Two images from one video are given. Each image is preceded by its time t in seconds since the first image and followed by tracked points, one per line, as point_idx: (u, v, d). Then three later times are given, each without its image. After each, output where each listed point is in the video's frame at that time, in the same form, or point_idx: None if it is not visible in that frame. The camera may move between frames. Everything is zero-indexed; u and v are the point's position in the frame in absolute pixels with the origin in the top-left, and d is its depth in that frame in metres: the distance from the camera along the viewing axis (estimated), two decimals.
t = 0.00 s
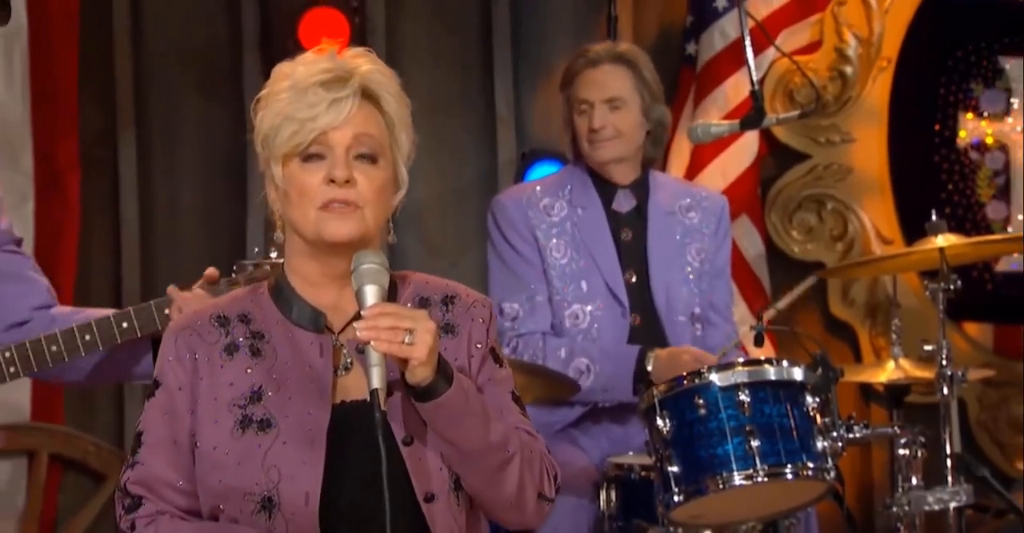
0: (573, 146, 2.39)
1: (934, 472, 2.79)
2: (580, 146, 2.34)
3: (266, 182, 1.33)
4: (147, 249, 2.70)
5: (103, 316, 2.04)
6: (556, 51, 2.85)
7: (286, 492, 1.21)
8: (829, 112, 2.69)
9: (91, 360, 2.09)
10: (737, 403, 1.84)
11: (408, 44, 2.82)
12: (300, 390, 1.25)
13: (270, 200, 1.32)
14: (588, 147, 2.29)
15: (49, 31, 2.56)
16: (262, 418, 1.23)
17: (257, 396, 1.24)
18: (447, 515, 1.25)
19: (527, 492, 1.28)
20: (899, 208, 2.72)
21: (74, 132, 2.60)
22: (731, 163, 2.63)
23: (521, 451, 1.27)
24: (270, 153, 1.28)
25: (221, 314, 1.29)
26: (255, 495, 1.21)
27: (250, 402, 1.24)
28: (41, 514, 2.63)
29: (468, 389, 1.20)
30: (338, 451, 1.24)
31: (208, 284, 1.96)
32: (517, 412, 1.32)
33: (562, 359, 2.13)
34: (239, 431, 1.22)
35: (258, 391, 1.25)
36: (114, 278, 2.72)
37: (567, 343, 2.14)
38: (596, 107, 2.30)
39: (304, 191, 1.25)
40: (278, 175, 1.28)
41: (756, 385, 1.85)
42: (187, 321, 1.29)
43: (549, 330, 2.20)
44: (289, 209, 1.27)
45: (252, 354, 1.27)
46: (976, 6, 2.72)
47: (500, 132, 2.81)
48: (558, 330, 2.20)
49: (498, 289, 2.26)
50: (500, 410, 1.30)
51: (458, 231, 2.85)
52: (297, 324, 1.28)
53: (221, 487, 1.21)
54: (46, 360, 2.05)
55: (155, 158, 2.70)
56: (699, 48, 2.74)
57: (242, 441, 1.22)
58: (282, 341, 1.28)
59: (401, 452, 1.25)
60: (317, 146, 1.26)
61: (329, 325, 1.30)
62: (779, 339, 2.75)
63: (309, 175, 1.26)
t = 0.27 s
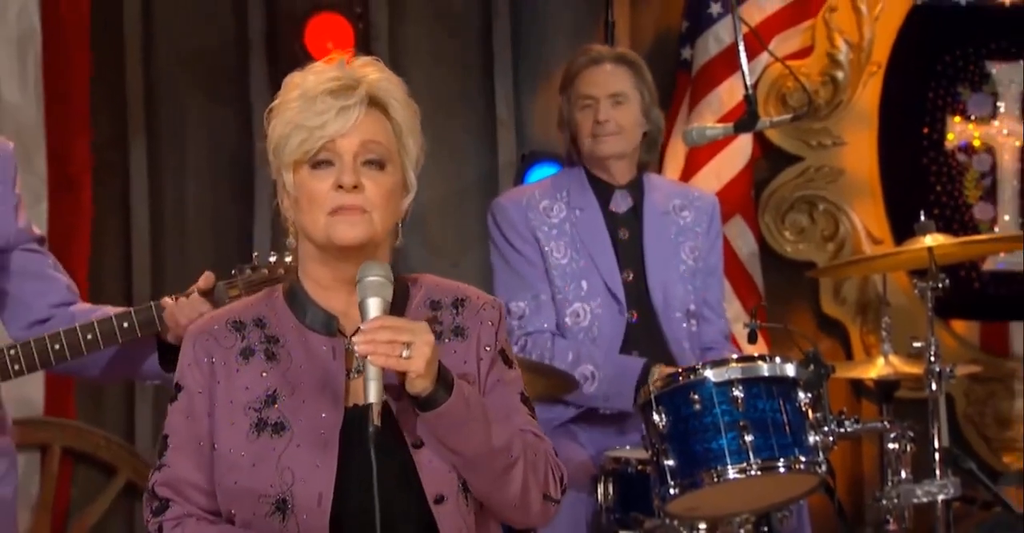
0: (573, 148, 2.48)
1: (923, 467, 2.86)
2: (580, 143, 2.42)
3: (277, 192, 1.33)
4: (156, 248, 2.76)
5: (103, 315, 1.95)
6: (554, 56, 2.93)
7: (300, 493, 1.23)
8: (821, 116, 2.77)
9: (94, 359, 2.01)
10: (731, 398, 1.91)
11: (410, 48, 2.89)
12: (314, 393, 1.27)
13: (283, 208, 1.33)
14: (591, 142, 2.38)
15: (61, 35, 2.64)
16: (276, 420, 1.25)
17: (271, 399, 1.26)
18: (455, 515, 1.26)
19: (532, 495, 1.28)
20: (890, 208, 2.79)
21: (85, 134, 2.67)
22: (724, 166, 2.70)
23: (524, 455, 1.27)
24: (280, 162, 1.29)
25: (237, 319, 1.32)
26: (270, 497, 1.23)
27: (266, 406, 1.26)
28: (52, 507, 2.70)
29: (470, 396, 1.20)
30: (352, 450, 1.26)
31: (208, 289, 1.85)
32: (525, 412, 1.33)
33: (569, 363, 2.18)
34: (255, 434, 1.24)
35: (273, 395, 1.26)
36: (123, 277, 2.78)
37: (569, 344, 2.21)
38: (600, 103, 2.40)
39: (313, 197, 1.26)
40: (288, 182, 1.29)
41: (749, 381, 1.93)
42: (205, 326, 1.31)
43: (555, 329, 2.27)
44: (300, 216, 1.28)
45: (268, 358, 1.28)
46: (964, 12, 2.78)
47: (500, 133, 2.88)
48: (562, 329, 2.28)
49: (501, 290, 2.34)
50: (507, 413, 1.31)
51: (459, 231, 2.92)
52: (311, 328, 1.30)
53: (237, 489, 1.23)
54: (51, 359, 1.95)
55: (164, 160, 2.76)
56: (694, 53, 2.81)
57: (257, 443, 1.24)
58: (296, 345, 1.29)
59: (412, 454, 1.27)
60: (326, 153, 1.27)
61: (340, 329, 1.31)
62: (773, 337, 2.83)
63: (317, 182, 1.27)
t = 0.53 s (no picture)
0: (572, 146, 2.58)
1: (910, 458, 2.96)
2: (582, 141, 2.52)
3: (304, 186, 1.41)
4: (168, 245, 2.85)
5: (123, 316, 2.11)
6: (552, 62, 3.03)
7: (319, 475, 1.31)
8: (811, 119, 2.86)
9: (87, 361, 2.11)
10: (724, 392, 2.01)
11: (414, 53, 2.99)
12: (333, 380, 1.36)
13: (309, 204, 1.41)
14: (593, 139, 2.48)
15: (76, 40, 2.74)
16: (299, 407, 1.33)
17: (294, 386, 1.34)
18: (469, 496, 1.32)
19: (543, 480, 1.33)
20: (877, 208, 2.89)
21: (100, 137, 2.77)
22: (717, 168, 2.81)
23: (535, 441, 1.33)
24: (306, 158, 1.37)
25: (264, 311, 1.40)
26: (291, 479, 1.30)
27: (289, 392, 1.34)
28: (69, 496, 2.79)
29: (477, 385, 1.27)
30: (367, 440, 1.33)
31: (203, 293, 2.12)
32: (542, 399, 1.39)
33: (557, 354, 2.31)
34: (278, 419, 1.32)
35: (296, 381, 1.35)
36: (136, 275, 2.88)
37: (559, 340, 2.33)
38: (606, 99, 2.49)
39: (335, 193, 1.33)
40: (314, 178, 1.37)
41: (741, 375, 2.03)
42: (234, 316, 1.40)
43: (547, 324, 2.37)
44: (321, 211, 1.36)
45: (292, 347, 1.37)
46: (949, 19, 2.86)
47: (500, 133, 2.97)
48: (555, 325, 2.37)
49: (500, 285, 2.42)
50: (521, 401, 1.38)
51: (461, 231, 3.02)
52: (333, 318, 1.39)
53: (261, 471, 1.31)
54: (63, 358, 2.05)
55: (175, 162, 2.86)
56: (687, 58, 2.91)
57: (280, 428, 1.32)
58: (320, 335, 1.38)
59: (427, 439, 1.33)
60: (348, 150, 1.35)
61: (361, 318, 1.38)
62: (764, 333, 2.93)
63: (339, 177, 1.34)
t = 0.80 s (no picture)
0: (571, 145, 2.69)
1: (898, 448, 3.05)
2: (583, 140, 2.61)
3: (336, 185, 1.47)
4: (179, 243, 2.96)
5: (152, 309, 2.24)
6: (551, 65, 3.13)
7: (338, 464, 1.37)
8: (802, 120, 2.95)
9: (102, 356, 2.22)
10: (717, 384, 2.12)
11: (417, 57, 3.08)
12: (356, 372, 1.42)
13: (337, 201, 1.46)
14: (593, 140, 2.58)
15: (91, 45, 2.83)
16: (322, 398, 1.40)
17: (319, 379, 1.41)
18: (487, 482, 1.38)
19: (566, 466, 1.40)
20: (865, 206, 2.99)
21: (114, 138, 2.87)
22: (710, 167, 2.90)
23: (561, 425, 1.39)
24: (335, 158, 1.43)
25: (295, 306, 1.48)
26: (313, 468, 1.38)
27: (314, 384, 1.41)
28: (84, 486, 2.89)
29: (509, 366, 1.34)
30: (389, 417, 1.41)
31: (231, 289, 2.29)
32: (564, 391, 1.44)
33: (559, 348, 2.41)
34: (303, 410, 1.40)
35: (321, 374, 1.42)
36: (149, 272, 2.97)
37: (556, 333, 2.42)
38: (606, 100, 2.60)
39: (361, 191, 1.39)
40: (343, 176, 1.42)
41: (734, 367, 2.14)
42: (268, 312, 1.48)
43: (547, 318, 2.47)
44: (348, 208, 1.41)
45: (320, 340, 1.44)
46: (934, 23, 2.97)
47: (500, 133, 3.07)
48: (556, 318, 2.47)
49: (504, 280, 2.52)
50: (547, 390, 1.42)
51: (463, 228, 3.12)
52: (361, 313, 1.44)
53: (286, 459, 1.38)
54: (100, 345, 2.18)
55: (187, 162, 2.96)
56: (682, 61, 3.02)
57: (304, 419, 1.39)
58: (347, 329, 1.44)
59: (446, 427, 1.40)
60: (374, 149, 1.40)
61: (387, 312, 1.45)
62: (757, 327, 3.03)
63: (365, 176, 1.39)
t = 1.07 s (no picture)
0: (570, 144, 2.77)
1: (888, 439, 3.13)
2: (582, 138, 2.70)
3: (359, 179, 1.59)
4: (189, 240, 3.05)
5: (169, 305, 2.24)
6: (550, 66, 3.21)
7: (346, 452, 1.49)
8: (793, 119, 3.05)
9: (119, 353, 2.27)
10: (711, 376, 2.22)
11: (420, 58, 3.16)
12: (369, 364, 1.54)
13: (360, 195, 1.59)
14: (592, 139, 2.67)
15: (102, 47, 2.92)
16: (335, 387, 1.52)
17: (333, 368, 1.53)
18: (492, 473, 1.48)
19: (580, 455, 1.50)
20: (855, 203, 3.07)
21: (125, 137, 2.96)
22: (705, 164, 3.00)
23: (577, 416, 1.50)
24: (358, 154, 1.55)
25: (316, 298, 1.60)
26: (324, 455, 1.50)
27: (328, 374, 1.53)
28: (96, 475, 2.97)
29: (535, 355, 1.46)
30: (398, 400, 1.52)
31: (244, 288, 2.24)
32: (577, 386, 1.55)
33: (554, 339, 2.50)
34: (317, 398, 1.52)
35: (335, 364, 1.54)
36: (159, 267, 3.06)
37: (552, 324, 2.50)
38: (603, 99, 2.69)
39: (382, 186, 1.51)
40: (365, 172, 1.55)
41: (728, 359, 2.24)
42: (290, 303, 1.60)
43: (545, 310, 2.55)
44: (370, 202, 1.54)
45: (336, 332, 1.56)
46: (923, 25, 3.05)
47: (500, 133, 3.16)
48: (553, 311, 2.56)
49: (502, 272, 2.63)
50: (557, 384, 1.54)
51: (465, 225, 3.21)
52: (378, 306, 1.57)
53: (300, 444, 1.51)
54: (121, 342, 2.22)
55: (196, 160, 3.04)
56: (677, 62, 3.10)
57: (318, 407, 1.51)
58: (363, 321, 1.57)
59: (453, 418, 1.50)
60: (394, 147, 1.52)
61: (404, 305, 1.58)
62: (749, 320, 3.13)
63: (385, 172, 1.52)
